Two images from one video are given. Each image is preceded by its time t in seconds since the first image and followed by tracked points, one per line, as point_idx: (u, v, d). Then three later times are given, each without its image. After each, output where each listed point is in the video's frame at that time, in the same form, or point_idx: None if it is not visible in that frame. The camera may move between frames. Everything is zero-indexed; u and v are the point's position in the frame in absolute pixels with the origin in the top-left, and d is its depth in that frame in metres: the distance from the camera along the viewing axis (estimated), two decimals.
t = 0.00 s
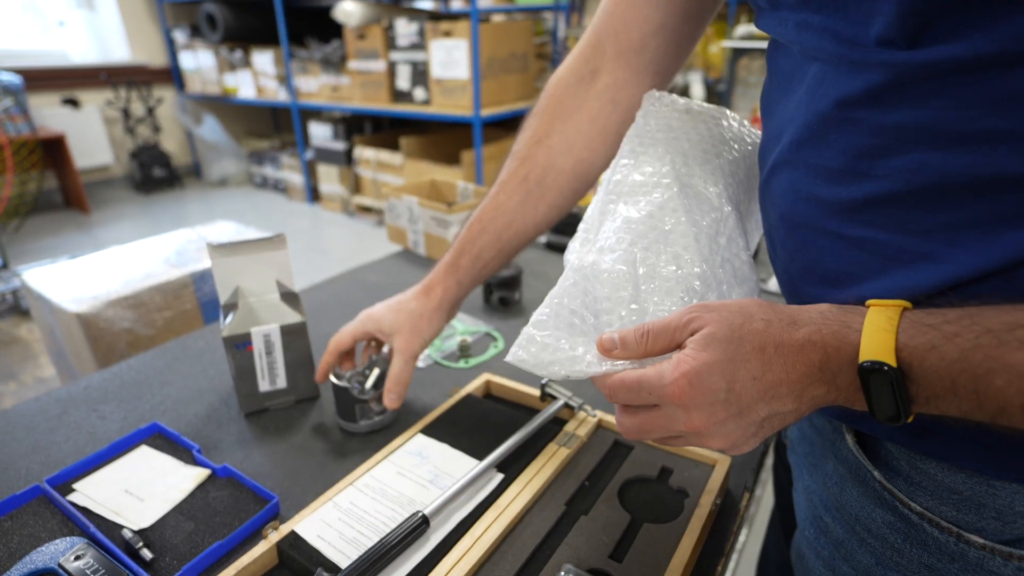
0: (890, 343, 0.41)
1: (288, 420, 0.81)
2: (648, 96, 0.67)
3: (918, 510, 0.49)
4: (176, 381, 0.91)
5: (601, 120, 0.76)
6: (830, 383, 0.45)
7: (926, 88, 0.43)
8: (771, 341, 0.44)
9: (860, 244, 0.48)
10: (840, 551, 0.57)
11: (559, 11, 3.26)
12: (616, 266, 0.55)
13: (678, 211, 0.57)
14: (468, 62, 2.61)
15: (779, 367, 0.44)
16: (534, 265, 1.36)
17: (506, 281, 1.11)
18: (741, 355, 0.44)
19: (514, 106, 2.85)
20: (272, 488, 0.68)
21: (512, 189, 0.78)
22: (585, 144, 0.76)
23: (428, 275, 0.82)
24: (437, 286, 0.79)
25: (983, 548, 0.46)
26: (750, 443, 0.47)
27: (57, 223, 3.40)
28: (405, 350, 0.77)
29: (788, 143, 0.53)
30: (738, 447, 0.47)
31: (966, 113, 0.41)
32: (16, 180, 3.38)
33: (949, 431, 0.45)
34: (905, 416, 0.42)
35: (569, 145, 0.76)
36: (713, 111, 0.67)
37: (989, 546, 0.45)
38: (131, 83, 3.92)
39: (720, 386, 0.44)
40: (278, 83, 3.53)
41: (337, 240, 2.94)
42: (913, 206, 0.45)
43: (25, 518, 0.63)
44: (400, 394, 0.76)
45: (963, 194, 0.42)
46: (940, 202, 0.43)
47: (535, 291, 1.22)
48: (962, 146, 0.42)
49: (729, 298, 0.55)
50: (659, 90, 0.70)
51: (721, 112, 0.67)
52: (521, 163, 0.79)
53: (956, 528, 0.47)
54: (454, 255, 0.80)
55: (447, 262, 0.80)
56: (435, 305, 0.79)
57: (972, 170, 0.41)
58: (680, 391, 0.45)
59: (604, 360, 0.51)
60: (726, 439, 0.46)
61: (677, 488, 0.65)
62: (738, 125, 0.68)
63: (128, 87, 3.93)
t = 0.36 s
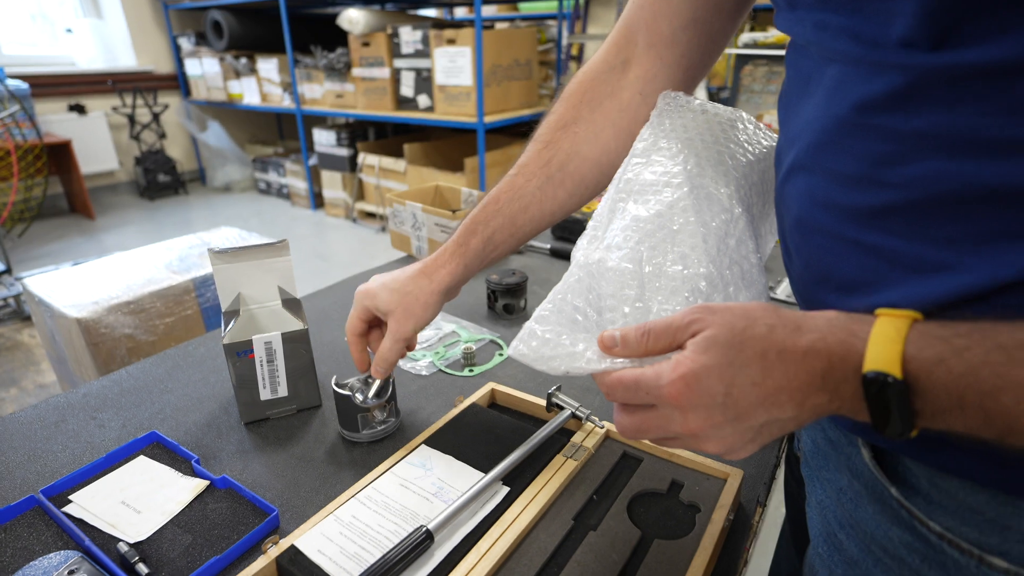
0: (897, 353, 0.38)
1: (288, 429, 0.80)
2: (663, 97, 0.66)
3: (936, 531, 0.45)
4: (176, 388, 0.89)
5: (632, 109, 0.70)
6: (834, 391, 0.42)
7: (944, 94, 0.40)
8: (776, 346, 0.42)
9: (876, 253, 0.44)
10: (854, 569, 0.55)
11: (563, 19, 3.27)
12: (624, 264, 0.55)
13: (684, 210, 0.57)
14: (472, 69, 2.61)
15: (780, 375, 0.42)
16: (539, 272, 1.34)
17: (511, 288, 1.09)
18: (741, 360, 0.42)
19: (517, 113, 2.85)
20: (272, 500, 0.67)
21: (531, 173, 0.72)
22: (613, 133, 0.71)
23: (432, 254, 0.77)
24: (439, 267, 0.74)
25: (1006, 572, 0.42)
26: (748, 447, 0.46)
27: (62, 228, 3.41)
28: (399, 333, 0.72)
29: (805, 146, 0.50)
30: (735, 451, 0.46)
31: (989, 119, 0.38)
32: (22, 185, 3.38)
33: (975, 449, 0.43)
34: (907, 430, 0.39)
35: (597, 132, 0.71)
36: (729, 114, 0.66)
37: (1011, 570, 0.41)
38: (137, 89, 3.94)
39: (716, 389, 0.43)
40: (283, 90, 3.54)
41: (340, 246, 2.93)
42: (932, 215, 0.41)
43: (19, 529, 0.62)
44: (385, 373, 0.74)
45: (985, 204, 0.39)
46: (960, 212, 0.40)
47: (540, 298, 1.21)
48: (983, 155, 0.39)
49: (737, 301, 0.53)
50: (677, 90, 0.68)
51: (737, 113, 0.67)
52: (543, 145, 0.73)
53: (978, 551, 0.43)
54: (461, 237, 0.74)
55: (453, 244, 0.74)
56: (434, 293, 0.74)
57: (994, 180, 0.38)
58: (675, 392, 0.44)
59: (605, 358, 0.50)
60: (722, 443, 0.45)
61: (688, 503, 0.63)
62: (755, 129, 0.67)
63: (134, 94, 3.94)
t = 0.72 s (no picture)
0: (934, 372, 0.36)
1: (291, 437, 0.78)
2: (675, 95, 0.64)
3: (968, 554, 0.43)
4: (177, 394, 0.88)
5: (610, 106, 0.64)
6: (862, 410, 0.40)
7: (991, 99, 0.39)
8: (801, 361, 0.41)
9: (908, 263, 0.43)
10: None
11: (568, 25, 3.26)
12: (637, 274, 0.53)
13: (702, 217, 0.55)
14: (477, 74, 2.60)
15: (806, 392, 0.40)
16: (545, 277, 1.33)
17: (517, 293, 1.08)
18: (765, 376, 0.41)
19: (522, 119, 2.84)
20: (273, 511, 0.65)
21: (505, 178, 0.66)
22: (591, 132, 0.65)
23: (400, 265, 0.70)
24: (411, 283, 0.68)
25: None
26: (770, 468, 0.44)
27: (67, 231, 3.41)
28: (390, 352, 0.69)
29: (832, 150, 0.48)
30: (756, 471, 0.44)
31: None
32: (28, 187, 3.38)
33: (1010, 467, 0.41)
34: (945, 451, 0.37)
35: (574, 132, 0.65)
36: (745, 117, 0.64)
37: None
38: (143, 93, 3.95)
39: (739, 406, 0.41)
40: (288, 94, 3.54)
41: (344, 250, 2.92)
42: (970, 225, 0.40)
43: (13, 539, 0.60)
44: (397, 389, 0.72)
45: None
46: (1001, 222, 0.39)
47: (546, 304, 1.19)
48: None
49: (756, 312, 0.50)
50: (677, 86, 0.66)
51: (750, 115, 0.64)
52: (515, 146, 0.66)
53: None
54: (432, 250, 0.68)
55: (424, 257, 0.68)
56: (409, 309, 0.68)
57: None
58: (695, 409, 0.42)
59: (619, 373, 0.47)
60: (744, 463, 0.43)
61: (702, 516, 0.61)
62: (769, 132, 0.65)
63: (140, 97, 3.96)
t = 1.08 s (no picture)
0: (979, 384, 0.35)
1: (293, 443, 0.76)
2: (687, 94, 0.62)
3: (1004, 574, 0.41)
4: (178, 398, 0.86)
5: (605, 103, 0.62)
6: (895, 424, 0.39)
7: None
8: (830, 372, 0.39)
9: (939, 271, 0.42)
10: None
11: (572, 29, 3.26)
12: (649, 278, 0.51)
13: (718, 219, 0.52)
14: (481, 77, 2.59)
15: (836, 403, 0.38)
16: (551, 281, 1.31)
17: (524, 297, 1.06)
18: (793, 387, 0.39)
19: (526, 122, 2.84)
20: (274, 520, 0.63)
21: (495, 179, 0.64)
22: (585, 131, 0.63)
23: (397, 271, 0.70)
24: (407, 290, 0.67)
25: None
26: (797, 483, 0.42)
27: (71, 232, 3.40)
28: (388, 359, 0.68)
29: (857, 153, 0.47)
30: (782, 487, 0.41)
31: None
32: (32, 189, 3.37)
33: None
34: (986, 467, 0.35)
35: (567, 131, 0.62)
36: (757, 116, 0.61)
37: None
38: (147, 95, 3.95)
39: (766, 419, 0.39)
40: (292, 97, 3.54)
41: (347, 252, 2.91)
42: (1007, 232, 0.39)
43: (8, 549, 0.58)
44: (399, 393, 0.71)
45: None
46: None
47: (552, 309, 1.17)
48: None
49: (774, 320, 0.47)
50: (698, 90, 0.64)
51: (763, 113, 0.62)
52: (505, 146, 0.64)
53: None
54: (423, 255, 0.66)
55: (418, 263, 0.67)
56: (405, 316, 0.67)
57: None
58: (719, 422, 0.40)
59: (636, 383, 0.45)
60: (769, 479, 0.41)
61: (717, 530, 0.59)
62: (784, 129, 0.62)
63: (145, 100, 3.96)
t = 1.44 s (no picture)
0: None
1: (296, 435, 0.74)
2: (703, 78, 0.60)
3: None
4: (179, 389, 0.85)
5: (640, 86, 0.59)
6: (932, 420, 0.36)
7: None
8: (863, 365, 0.36)
9: (979, 260, 0.40)
10: None
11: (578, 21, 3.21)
12: (667, 266, 0.48)
13: (739, 204, 0.50)
14: (486, 69, 2.56)
15: (869, 399, 0.36)
16: (558, 273, 1.29)
17: (531, 288, 1.04)
18: (823, 381, 0.36)
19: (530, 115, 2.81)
20: (276, 514, 0.61)
21: (527, 158, 0.62)
22: (618, 113, 0.60)
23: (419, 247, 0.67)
24: (430, 264, 0.65)
25: None
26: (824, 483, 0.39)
27: (74, 224, 3.39)
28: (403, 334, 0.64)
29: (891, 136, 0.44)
30: (808, 486, 0.39)
31: None
32: (35, 180, 3.36)
33: None
34: None
35: (602, 112, 0.60)
36: (778, 100, 0.59)
37: None
38: (150, 86, 3.93)
39: (793, 415, 0.37)
40: (296, 89, 3.52)
41: (351, 245, 2.89)
42: None
43: (2, 541, 0.57)
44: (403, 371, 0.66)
45: None
46: None
47: (560, 301, 1.15)
48: None
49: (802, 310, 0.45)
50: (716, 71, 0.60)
51: (784, 97, 0.60)
52: (537, 125, 0.62)
53: None
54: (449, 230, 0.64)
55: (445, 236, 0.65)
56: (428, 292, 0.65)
57: None
58: (742, 416, 0.38)
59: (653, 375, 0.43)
60: (795, 477, 0.38)
61: (734, 528, 0.57)
62: (808, 113, 0.59)
63: (148, 91, 3.94)
